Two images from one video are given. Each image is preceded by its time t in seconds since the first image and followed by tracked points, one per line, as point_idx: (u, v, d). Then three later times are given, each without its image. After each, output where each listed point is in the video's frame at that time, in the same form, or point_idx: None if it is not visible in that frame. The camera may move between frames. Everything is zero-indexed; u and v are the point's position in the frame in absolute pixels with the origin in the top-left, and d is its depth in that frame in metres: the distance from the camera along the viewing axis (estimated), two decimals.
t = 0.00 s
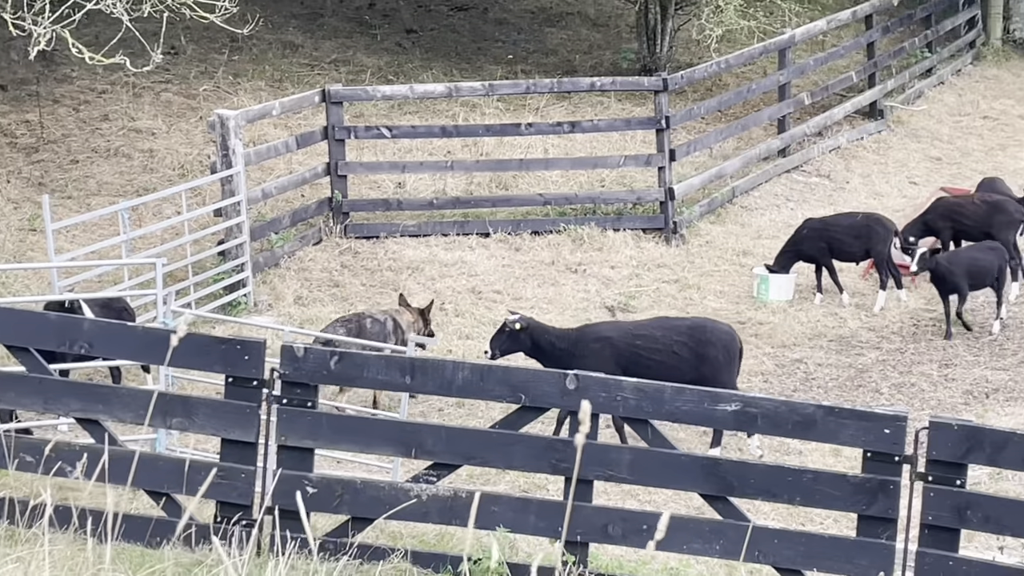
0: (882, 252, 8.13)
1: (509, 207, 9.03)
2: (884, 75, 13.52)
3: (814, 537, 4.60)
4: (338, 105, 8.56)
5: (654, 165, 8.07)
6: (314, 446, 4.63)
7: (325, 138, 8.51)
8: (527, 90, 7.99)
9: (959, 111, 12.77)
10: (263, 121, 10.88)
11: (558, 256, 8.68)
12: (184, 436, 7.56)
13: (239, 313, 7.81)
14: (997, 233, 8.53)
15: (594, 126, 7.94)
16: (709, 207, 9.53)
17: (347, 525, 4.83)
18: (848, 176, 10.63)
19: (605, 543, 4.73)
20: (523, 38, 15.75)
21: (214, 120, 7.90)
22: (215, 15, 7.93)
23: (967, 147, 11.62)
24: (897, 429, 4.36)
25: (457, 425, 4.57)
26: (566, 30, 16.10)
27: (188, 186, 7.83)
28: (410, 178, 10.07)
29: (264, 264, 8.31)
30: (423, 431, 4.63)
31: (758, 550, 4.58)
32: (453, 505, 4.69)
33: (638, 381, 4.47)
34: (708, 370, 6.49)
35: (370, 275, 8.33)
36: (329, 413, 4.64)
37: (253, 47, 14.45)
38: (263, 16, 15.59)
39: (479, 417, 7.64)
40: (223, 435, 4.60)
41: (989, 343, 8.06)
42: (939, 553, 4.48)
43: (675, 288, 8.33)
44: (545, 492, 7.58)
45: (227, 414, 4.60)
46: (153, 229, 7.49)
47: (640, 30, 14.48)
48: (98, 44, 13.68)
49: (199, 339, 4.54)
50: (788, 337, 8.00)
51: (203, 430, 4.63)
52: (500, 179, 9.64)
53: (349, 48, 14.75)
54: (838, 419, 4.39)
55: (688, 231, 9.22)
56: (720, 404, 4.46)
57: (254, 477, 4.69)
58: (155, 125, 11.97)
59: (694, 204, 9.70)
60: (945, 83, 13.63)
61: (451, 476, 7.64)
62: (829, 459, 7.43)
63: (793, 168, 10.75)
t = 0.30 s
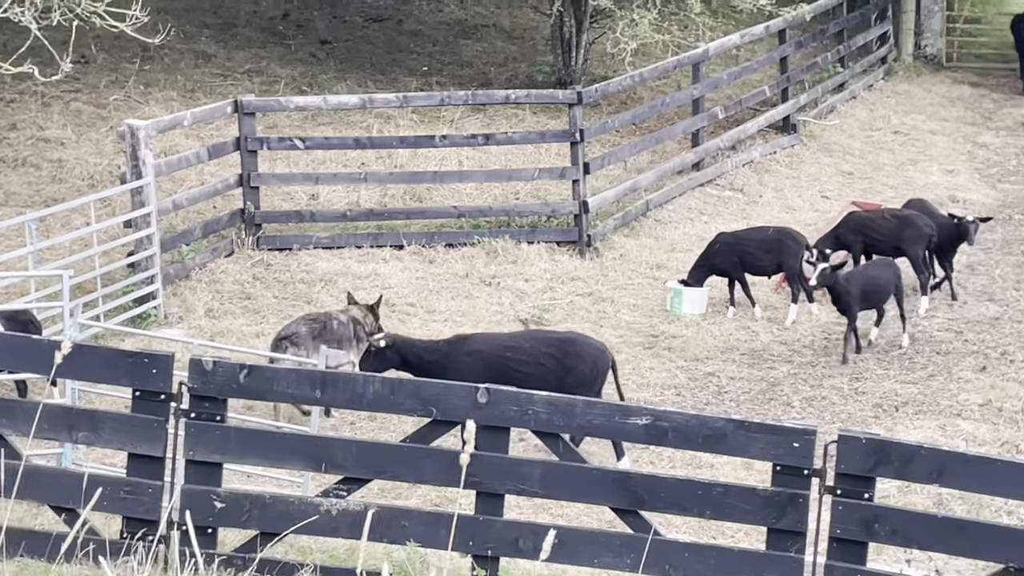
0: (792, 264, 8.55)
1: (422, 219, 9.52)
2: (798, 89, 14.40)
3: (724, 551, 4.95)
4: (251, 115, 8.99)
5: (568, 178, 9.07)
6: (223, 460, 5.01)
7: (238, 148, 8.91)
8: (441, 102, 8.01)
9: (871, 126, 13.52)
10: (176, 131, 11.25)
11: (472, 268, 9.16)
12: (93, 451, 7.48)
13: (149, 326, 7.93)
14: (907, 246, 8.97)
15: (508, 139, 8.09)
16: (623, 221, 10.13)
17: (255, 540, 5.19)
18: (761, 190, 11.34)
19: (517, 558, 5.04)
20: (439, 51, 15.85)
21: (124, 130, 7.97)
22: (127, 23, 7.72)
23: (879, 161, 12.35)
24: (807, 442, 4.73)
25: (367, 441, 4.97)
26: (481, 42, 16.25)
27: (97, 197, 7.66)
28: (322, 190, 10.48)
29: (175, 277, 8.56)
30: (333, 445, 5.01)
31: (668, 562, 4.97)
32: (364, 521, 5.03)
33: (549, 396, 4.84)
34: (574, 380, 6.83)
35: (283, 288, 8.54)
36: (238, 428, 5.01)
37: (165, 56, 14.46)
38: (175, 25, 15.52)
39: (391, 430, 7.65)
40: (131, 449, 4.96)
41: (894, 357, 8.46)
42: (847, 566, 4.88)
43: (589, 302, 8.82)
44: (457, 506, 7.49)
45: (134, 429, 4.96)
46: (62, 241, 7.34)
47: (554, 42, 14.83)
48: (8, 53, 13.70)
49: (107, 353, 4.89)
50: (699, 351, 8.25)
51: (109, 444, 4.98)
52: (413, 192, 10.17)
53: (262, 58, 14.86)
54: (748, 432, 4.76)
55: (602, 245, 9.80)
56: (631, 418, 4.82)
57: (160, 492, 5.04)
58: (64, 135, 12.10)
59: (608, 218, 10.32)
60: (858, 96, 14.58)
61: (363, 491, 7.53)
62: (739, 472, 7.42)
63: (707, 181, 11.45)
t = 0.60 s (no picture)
0: (705, 274, 9.32)
1: (339, 229, 10.52)
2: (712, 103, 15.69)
3: (637, 559, 5.14)
4: (166, 122, 10.03)
5: (485, 187, 10.55)
6: (134, 470, 5.16)
7: (154, 155, 9.99)
8: (357, 112, 9.66)
9: (786, 139, 15.04)
10: (91, 139, 11.92)
11: (388, 279, 10.11)
12: None
13: (60, 335, 8.54)
14: (819, 257, 9.67)
15: (424, 149, 10.07)
16: (540, 232, 11.17)
17: (165, 549, 5.27)
18: (676, 203, 12.57)
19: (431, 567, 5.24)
20: (357, 59, 16.89)
21: (38, 138, 8.55)
22: (41, 31, 7.67)
23: (794, 174, 13.76)
24: (719, 451, 4.88)
25: (280, 451, 5.10)
26: (399, 52, 17.24)
27: (9, 205, 7.60)
28: (240, 201, 11.54)
29: (90, 284, 9.35)
30: (246, 455, 5.15)
31: (581, 570, 5.13)
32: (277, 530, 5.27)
33: (463, 406, 5.00)
34: (454, 386, 6.81)
35: (199, 296, 9.49)
36: (149, 438, 5.16)
37: (79, 63, 15.47)
38: (91, 34, 16.49)
39: (306, 440, 7.72)
40: (40, 459, 5.18)
41: (809, 368, 8.98)
42: None
43: (505, 312, 9.69)
44: (372, 516, 7.22)
45: (44, 438, 5.17)
46: None
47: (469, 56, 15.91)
48: None
49: (19, 364, 5.13)
50: (615, 361, 8.92)
51: (19, 455, 5.19)
52: (331, 203, 11.32)
53: (178, 67, 15.85)
54: (660, 441, 4.93)
55: (518, 254, 10.81)
56: (545, 428, 5.00)
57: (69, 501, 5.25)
58: None
59: (526, 229, 11.33)
60: (769, 111, 15.95)
61: (275, 501, 7.36)
62: (652, 481, 7.45)
63: (622, 193, 12.63)
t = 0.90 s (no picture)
0: (630, 285, 9.38)
1: (261, 238, 10.50)
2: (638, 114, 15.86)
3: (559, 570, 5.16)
4: (86, 131, 10.04)
5: (410, 197, 10.62)
6: (52, 480, 5.11)
7: (74, 163, 9.97)
8: (282, 120, 9.67)
9: (710, 150, 15.25)
10: (10, 146, 11.84)
11: (312, 288, 10.12)
12: None
13: None
14: (743, 268, 9.78)
15: (349, 158, 10.06)
16: (463, 243, 11.18)
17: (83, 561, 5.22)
18: (601, 214, 12.67)
19: None
20: (281, 67, 16.82)
21: None
22: None
23: (717, 185, 13.92)
24: (642, 462, 4.91)
25: (200, 461, 5.11)
26: (324, 61, 17.18)
27: None
28: (161, 208, 11.51)
29: (8, 293, 9.36)
30: (166, 466, 5.15)
31: None
32: (197, 541, 5.21)
33: (385, 416, 5.03)
34: (342, 398, 6.87)
35: (120, 306, 9.48)
36: (68, 448, 5.12)
37: None
38: (11, 40, 16.47)
39: (227, 451, 7.67)
40: None
41: (731, 379, 9.09)
42: None
43: (429, 322, 9.74)
44: (293, 528, 6.93)
45: None
46: None
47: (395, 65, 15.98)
48: None
49: None
50: (539, 371, 9.00)
51: None
52: (254, 211, 11.28)
53: (100, 74, 15.82)
54: (582, 452, 4.95)
55: (443, 264, 10.85)
56: (468, 439, 5.03)
57: None
58: None
59: (451, 239, 11.36)
60: (694, 123, 16.18)
61: (195, 513, 6.98)
62: (575, 492, 7.45)
63: (547, 204, 12.69)
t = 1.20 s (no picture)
0: (571, 291, 9.56)
1: (199, 242, 10.44)
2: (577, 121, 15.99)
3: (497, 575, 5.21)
4: (23, 134, 10.05)
5: (349, 202, 10.62)
6: None
7: (10, 166, 9.95)
8: (220, 124, 9.61)
9: (648, 157, 15.41)
10: None
11: (251, 293, 10.09)
12: None
13: None
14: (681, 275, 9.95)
15: (288, 163, 10.02)
16: (402, 248, 11.20)
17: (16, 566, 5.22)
18: (540, 221, 12.76)
19: None
20: (219, 71, 16.70)
21: None
22: None
23: (655, 193, 14.06)
24: (580, 467, 4.96)
25: (134, 467, 5.10)
26: (262, 65, 17.08)
27: None
28: (98, 211, 11.42)
29: None
30: (100, 471, 5.13)
31: None
32: (132, 547, 5.22)
33: (322, 421, 5.05)
34: (257, 398, 6.90)
35: (55, 310, 9.41)
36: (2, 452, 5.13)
37: None
38: None
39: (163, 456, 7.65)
40: None
41: (669, 385, 9.21)
42: None
43: (367, 327, 9.75)
44: (230, 534, 6.91)
45: None
46: None
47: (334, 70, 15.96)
48: None
49: None
50: (477, 377, 9.06)
51: None
52: (192, 215, 11.22)
53: (36, 77, 15.64)
54: (520, 458, 4.99)
55: (381, 269, 10.86)
56: (405, 444, 5.06)
57: None
58: None
59: (389, 244, 11.37)
60: (632, 130, 16.35)
61: (130, 518, 6.92)
62: (513, 498, 7.48)
63: (486, 210, 12.75)
